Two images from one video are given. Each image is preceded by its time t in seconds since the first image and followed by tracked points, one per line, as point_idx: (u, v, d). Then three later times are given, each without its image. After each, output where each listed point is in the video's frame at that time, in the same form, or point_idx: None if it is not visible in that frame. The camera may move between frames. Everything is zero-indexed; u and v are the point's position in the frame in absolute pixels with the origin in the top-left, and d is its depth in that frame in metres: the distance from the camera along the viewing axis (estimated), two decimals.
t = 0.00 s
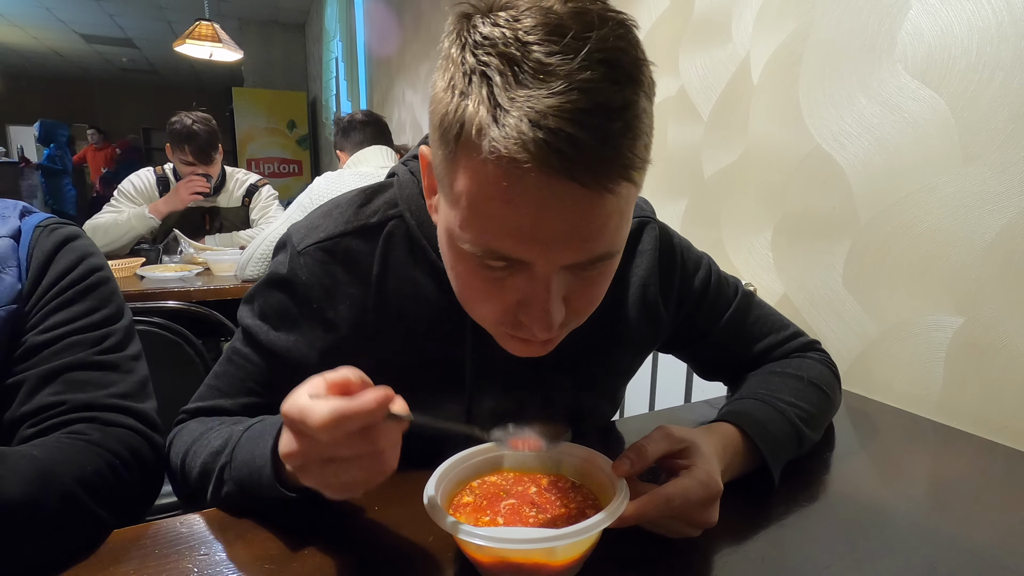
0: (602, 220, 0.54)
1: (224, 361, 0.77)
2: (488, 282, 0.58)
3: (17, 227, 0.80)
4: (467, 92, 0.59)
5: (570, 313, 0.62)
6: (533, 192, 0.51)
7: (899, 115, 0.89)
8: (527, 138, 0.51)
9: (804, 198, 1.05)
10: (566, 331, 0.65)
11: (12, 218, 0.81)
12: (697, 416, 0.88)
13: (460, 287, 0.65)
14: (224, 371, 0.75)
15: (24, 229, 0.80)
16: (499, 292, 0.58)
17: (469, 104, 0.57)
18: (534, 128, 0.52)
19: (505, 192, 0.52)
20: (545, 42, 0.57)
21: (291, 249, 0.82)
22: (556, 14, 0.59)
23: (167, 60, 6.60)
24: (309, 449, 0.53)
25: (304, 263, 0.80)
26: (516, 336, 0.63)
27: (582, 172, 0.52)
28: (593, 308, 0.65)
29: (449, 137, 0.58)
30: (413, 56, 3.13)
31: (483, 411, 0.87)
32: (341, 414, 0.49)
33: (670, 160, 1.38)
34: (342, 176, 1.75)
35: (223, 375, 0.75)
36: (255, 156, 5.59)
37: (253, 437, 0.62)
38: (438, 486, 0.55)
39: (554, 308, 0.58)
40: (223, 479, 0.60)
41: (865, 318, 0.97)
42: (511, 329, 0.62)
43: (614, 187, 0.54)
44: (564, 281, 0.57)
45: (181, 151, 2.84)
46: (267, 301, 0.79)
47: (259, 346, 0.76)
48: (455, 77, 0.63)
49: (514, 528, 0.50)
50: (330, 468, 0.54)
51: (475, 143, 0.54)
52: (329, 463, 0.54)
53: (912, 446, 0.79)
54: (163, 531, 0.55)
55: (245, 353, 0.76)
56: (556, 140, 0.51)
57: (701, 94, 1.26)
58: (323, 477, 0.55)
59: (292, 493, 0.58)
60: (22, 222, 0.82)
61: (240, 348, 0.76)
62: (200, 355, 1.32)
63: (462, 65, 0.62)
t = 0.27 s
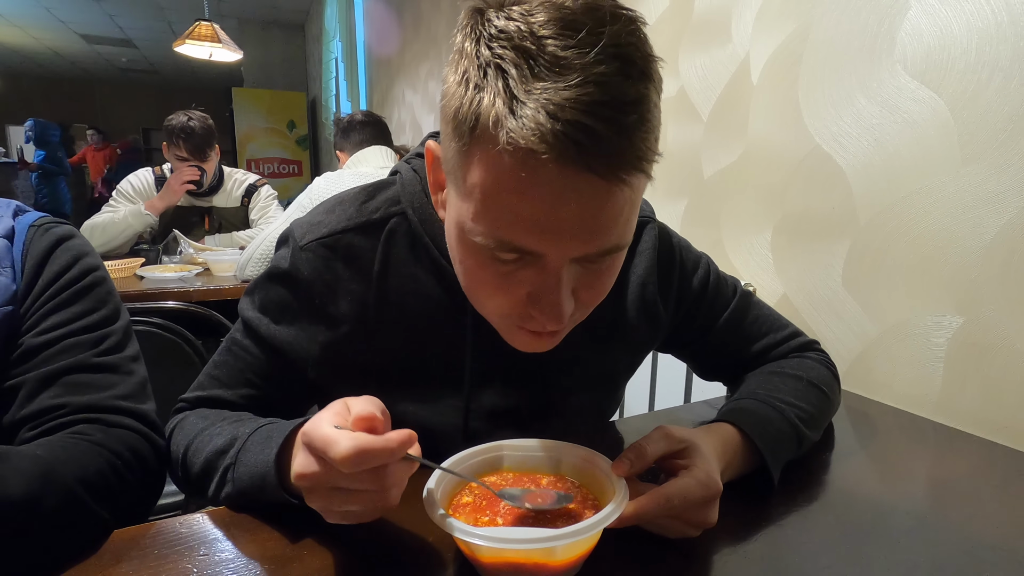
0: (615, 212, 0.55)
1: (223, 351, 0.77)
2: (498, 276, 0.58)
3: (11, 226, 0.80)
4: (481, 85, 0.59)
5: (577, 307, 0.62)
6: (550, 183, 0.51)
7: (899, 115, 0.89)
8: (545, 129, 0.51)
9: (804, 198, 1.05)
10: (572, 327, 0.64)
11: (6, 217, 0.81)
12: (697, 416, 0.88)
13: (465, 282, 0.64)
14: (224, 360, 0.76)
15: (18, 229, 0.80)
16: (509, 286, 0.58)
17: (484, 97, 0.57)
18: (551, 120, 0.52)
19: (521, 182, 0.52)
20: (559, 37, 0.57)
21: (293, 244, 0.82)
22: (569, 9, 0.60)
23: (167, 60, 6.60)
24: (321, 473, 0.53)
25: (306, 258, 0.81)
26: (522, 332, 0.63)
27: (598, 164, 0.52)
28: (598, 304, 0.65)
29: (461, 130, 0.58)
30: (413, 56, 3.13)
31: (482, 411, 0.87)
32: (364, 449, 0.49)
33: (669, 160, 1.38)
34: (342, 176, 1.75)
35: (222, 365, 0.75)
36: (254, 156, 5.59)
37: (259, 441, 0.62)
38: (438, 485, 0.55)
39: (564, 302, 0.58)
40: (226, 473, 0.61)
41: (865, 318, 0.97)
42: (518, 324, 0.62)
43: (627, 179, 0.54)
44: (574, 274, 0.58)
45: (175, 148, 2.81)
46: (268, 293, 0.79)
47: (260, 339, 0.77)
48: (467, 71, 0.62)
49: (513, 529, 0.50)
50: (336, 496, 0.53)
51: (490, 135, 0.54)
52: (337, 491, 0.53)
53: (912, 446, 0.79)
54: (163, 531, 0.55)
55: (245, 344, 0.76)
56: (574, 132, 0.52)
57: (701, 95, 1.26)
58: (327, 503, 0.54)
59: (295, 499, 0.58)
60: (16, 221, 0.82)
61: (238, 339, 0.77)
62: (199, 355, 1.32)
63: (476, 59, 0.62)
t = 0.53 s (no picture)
0: (623, 207, 0.55)
1: (224, 345, 0.78)
2: (504, 269, 0.58)
3: (11, 225, 0.80)
4: (491, 79, 0.59)
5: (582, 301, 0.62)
6: (560, 177, 0.51)
7: (899, 114, 0.89)
8: (556, 124, 0.51)
9: (805, 198, 1.05)
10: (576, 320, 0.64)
11: (6, 216, 0.81)
12: (697, 415, 0.89)
13: (470, 275, 0.64)
14: (225, 354, 0.76)
15: (18, 228, 0.80)
16: (514, 280, 0.58)
17: (494, 91, 0.57)
18: (562, 114, 0.52)
19: (531, 176, 0.52)
20: (569, 32, 0.57)
21: (296, 239, 0.82)
22: (578, 4, 0.59)
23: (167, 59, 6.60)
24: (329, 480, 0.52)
25: (310, 253, 0.81)
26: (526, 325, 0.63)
27: (608, 158, 0.52)
28: (603, 298, 0.65)
29: (470, 124, 0.58)
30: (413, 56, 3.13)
31: (485, 410, 0.87)
32: (380, 455, 0.49)
33: (670, 159, 1.38)
34: (342, 175, 1.75)
35: (224, 358, 0.76)
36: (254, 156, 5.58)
37: (262, 441, 0.62)
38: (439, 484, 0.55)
39: (569, 296, 0.58)
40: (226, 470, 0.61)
41: (865, 318, 0.97)
42: (523, 317, 0.62)
43: (636, 174, 0.54)
44: (579, 268, 0.58)
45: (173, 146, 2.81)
46: (269, 287, 0.79)
47: (262, 334, 0.78)
48: (476, 65, 0.62)
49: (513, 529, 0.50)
50: (342, 504, 0.53)
51: (500, 129, 0.54)
52: (343, 499, 0.53)
53: (913, 446, 0.79)
54: (163, 530, 0.55)
55: (246, 338, 0.77)
56: (584, 127, 0.52)
57: (702, 94, 1.26)
58: (329, 510, 0.53)
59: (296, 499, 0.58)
60: (17, 219, 0.82)
61: (240, 332, 0.78)
62: (200, 354, 1.32)
63: (485, 53, 0.62)
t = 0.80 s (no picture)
0: (621, 207, 0.55)
1: (226, 342, 0.78)
2: (503, 268, 0.58)
3: (12, 225, 0.80)
4: (491, 79, 0.59)
5: (581, 299, 0.62)
6: (558, 178, 0.51)
7: (899, 114, 0.89)
8: (555, 124, 0.51)
9: (804, 198, 1.05)
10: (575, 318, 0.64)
11: (7, 217, 0.81)
12: (696, 415, 0.89)
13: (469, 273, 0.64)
14: (227, 351, 0.77)
15: (18, 228, 0.80)
16: (514, 279, 0.58)
17: (494, 91, 0.57)
18: (562, 115, 0.52)
19: (530, 178, 0.52)
20: (569, 32, 0.57)
21: (298, 236, 0.82)
22: (578, 4, 0.59)
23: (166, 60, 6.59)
24: (325, 500, 0.52)
25: (311, 249, 0.80)
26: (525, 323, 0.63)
27: (606, 160, 0.52)
28: (601, 296, 0.65)
29: (471, 124, 0.58)
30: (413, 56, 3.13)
31: (484, 411, 0.87)
32: (377, 478, 0.48)
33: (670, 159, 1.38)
34: (342, 176, 1.75)
35: (225, 355, 0.76)
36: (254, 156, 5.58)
37: (261, 440, 0.62)
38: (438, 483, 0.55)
39: (568, 294, 0.58)
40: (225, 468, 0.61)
41: (864, 318, 0.97)
42: (521, 315, 0.61)
43: (634, 175, 0.55)
44: (578, 267, 0.58)
45: (173, 146, 2.81)
46: (270, 284, 0.79)
47: (264, 330, 0.78)
48: (477, 64, 0.62)
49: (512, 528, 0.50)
50: (339, 525, 0.52)
51: (500, 129, 0.54)
52: (340, 520, 0.52)
53: (912, 446, 0.79)
54: (161, 530, 0.55)
55: (247, 335, 0.77)
56: (583, 128, 0.52)
57: (701, 94, 1.26)
58: (328, 529, 0.52)
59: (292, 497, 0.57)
60: (17, 220, 0.82)
61: (241, 329, 0.78)
62: (199, 354, 1.32)
63: (485, 53, 0.62)
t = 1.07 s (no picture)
0: (595, 130, 0.57)
1: (178, 342, 0.74)
2: (479, 205, 0.58)
3: None
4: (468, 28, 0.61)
5: (553, 249, 0.62)
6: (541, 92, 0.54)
7: (847, 110, 0.92)
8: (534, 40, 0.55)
9: (759, 192, 1.07)
10: (544, 275, 0.64)
11: None
12: (658, 406, 0.90)
13: (441, 227, 0.63)
14: (180, 351, 0.72)
15: None
16: (489, 216, 0.58)
17: (472, 36, 0.59)
18: (541, 40, 0.55)
19: (515, 96, 0.54)
20: None
21: (257, 229, 0.78)
22: None
23: (110, 48, 6.26)
24: (283, 512, 0.49)
25: (272, 241, 0.77)
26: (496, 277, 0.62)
27: (583, 80, 0.56)
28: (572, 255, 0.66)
29: (451, 58, 0.60)
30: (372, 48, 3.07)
31: (446, 409, 0.85)
32: (332, 477, 0.46)
33: (630, 154, 1.39)
34: (298, 170, 1.70)
35: (179, 357, 0.72)
36: (207, 150, 5.37)
37: (212, 448, 0.59)
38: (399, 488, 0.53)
39: (541, 232, 0.58)
40: (175, 482, 0.57)
41: (817, 308, 1.01)
42: (493, 265, 0.61)
43: (606, 99, 0.58)
44: (552, 208, 0.59)
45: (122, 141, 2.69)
46: (227, 281, 0.76)
47: (220, 328, 0.74)
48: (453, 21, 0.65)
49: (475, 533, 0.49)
50: (305, 531, 0.50)
51: (480, 52, 0.56)
52: (305, 526, 0.50)
53: (861, 431, 0.82)
54: (99, 544, 0.51)
55: (204, 335, 0.73)
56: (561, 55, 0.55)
57: (659, 89, 1.28)
58: (295, 538, 0.51)
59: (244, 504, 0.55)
60: None
61: (196, 329, 0.74)
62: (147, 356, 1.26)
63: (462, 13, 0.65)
